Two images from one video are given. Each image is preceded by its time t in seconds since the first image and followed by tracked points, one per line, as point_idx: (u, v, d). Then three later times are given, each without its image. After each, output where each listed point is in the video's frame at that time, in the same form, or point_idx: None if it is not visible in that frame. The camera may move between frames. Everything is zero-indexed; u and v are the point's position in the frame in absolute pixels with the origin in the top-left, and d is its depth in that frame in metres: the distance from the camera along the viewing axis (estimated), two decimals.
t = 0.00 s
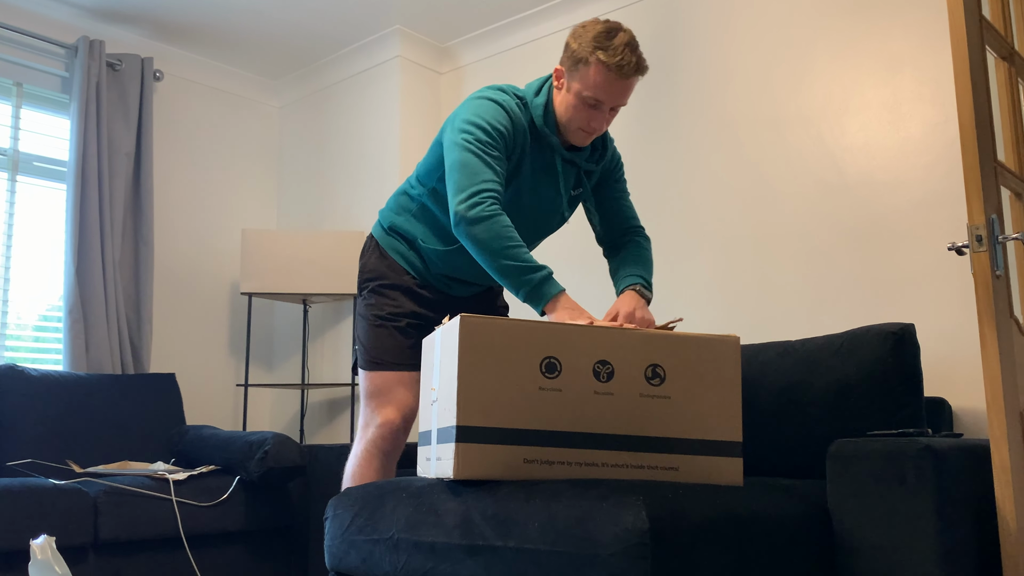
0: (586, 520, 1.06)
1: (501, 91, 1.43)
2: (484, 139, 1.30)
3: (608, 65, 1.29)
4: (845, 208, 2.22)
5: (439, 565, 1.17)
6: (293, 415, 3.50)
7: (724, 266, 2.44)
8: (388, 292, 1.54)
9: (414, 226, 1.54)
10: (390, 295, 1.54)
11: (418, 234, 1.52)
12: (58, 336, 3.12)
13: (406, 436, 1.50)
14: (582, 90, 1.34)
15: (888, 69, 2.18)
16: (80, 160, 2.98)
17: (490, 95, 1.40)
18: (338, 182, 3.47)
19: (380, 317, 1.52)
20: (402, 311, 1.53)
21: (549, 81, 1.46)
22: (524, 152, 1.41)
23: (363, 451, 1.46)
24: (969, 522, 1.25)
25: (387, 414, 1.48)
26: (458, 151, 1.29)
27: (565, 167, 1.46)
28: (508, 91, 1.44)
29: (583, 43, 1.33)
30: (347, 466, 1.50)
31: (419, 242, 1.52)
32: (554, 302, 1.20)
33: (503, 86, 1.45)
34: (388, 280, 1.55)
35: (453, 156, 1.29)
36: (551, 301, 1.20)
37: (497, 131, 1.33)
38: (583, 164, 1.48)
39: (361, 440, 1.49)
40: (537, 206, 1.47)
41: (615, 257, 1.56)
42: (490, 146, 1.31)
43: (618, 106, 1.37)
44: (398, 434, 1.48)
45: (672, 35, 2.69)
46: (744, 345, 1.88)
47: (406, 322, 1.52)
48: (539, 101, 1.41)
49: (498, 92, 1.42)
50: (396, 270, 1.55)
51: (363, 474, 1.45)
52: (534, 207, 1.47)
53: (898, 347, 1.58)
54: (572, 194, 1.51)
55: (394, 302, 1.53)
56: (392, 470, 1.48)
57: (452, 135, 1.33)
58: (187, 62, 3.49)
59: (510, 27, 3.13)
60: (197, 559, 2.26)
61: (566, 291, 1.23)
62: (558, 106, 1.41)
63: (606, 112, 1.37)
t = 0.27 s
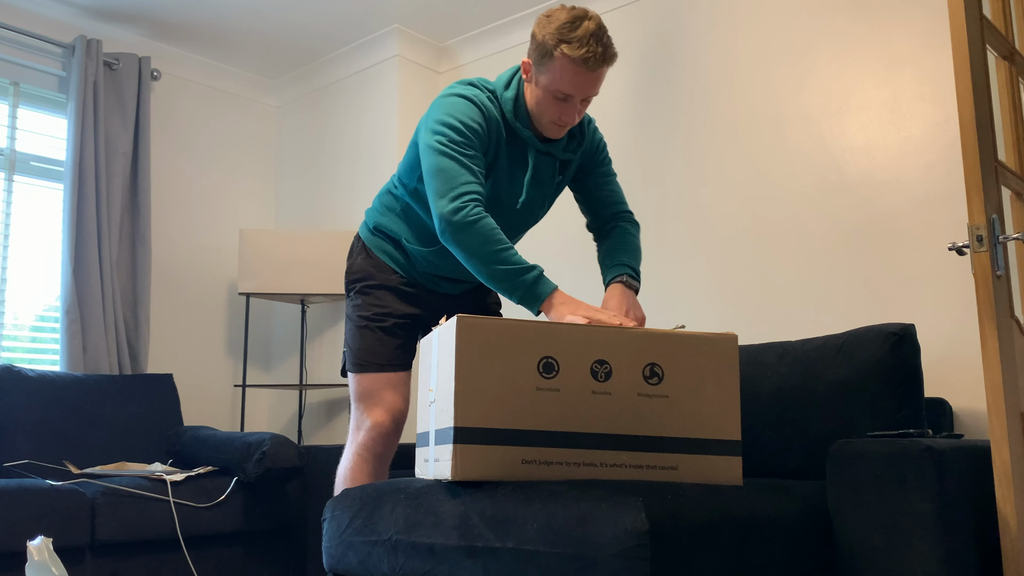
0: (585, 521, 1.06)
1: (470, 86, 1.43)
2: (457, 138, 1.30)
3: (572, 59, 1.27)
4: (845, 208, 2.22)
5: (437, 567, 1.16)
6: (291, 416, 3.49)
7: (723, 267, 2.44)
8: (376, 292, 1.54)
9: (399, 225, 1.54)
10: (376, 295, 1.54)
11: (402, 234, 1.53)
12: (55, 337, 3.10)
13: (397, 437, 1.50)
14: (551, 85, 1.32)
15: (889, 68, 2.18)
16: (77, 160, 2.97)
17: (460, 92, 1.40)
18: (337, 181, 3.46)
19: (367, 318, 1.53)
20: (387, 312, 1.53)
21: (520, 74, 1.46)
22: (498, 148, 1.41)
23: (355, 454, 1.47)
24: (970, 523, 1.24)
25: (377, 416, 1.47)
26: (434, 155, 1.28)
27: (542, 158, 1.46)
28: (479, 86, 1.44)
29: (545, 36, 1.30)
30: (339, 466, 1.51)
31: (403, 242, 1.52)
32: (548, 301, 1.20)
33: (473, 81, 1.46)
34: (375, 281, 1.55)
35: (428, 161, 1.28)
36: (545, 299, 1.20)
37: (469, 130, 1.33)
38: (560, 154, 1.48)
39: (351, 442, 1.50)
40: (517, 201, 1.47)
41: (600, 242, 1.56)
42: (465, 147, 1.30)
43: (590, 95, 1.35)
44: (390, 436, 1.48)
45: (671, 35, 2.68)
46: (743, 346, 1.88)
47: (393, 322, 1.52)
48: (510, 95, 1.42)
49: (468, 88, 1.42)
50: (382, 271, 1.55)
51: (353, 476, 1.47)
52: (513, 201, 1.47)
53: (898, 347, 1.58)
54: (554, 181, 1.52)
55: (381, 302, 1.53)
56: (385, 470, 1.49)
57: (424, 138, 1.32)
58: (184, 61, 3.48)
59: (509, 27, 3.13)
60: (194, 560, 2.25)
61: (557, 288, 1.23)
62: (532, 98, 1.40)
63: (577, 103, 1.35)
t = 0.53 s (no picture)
0: (584, 522, 1.05)
1: (455, 88, 1.42)
2: (449, 142, 1.30)
3: (555, 62, 1.26)
4: (846, 208, 2.21)
5: (436, 568, 1.15)
6: (289, 416, 3.48)
7: (723, 267, 2.43)
8: (369, 290, 1.53)
9: (389, 225, 1.53)
10: (369, 293, 1.53)
11: (395, 234, 1.52)
12: (52, 337, 3.10)
13: (394, 436, 1.49)
14: (534, 87, 1.31)
15: (889, 67, 2.17)
16: (74, 159, 2.96)
17: (445, 94, 1.39)
18: (335, 181, 3.45)
19: (360, 316, 1.52)
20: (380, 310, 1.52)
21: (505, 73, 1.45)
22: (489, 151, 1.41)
23: (351, 454, 1.46)
24: (972, 524, 1.24)
25: (373, 415, 1.46)
26: (428, 162, 1.28)
27: (530, 158, 1.46)
28: (465, 86, 1.43)
29: (528, 38, 1.29)
30: (335, 466, 1.50)
31: (396, 242, 1.53)
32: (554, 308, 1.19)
33: (457, 81, 1.44)
34: (368, 279, 1.54)
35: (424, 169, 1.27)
36: (551, 307, 1.19)
37: (464, 135, 1.32)
38: (549, 153, 1.47)
39: (347, 442, 1.48)
40: (508, 201, 1.48)
41: (585, 246, 1.58)
42: (459, 152, 1.30)
43: (573, 97, 1.34)
44: (385, 435, 1.46)
45: (671, 34, 2.68)
46: (743, 346, 1.87)
47: (387, 319, 1.52)
48: (495, 96, 1.41)
49: (453, 89, 1.41)
50: (374, 270, 1.55)
51: (350, 475, 1.46)
52: (504, 201, 1.47)
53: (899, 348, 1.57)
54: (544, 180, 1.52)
55: (374, 301, 1.53)
56: (382, 470, 1.48)
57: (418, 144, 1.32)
58: (182, 61, 3.47)
59: (508, 26, 3.12)
60: (192, 561, 2.24)
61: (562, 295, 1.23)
62: (515, 100, 1.39)
63: (561, 105, 1.34)
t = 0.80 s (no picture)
0: (583, 523, 1.04)
1: (449, 87, 1.42)
2: (438, 141, 1.30)
3: (546, 65, 1.25)
4: (845, 208, 2.21)
5: (435, 569, 1.14)
6: (287, 417, 3.47)
7: (722, 267, 2.43)
8: (363, 290, 1.53)
9: (382, 226, 1.53)
10: (363, 293, 1.53)
11: (387, 234, 1.52)
12: (49, 338, 3.09)
13: (390, 435, 1.48)
14: (526, 90, 1.30)
15: (889, 66, 2.17)
16: (71, 159, 2.95)
17: (439, 93, 1.39)
18: (333, 181, 3.44)
19: (354, 315, 1.51)
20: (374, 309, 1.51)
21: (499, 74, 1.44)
22: (481, 152, 1.41)
23: (348, 454, 1.45)
24: (974, 525, 1.23)
25: (368, 415, 1.45)
26: (417, 160, 1.28)
27: (523, 159, 1.45)
28: (460, 86, 1.43)
29: (520, 40, 1.28)
30: (332, 466, 1.49)
31: (389, 242, 1.52)
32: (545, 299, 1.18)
33: (451, 81, 1.44)
34: (362, 279, 1.53)
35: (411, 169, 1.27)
36: (543, 297, 1.18)
37: (453, 132, 1.32)
38: (541, 156, 1.46)
39: (343, 442, 1.47)
40: (502, 203, 1.48)
41: (589, 244, 1.56)
42: (448, 149, 1.30)
43: (566, 99, 1.33)
44: (382, 435, 1.45)
45: (670, 33, 2.67)
46: (743, 347, 1.87)
47: (382, 318, 1.51)
48: (488, 97, 1.40)
49: (446, 89, 1.41)
50: (368, 269, 1.54)
51: (347, 475, 1.45)
52: (497, 202, 1.47)
53: (899, 348, 1.56)
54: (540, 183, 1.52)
55: (368, 299, 1.52)
56: (380, 469, 1.47)
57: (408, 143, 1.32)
58: (180, 60, 3.46)
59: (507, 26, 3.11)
60: (190, 563, 2.23)
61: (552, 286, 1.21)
62: (508, 102, 1.38)
63: (553, 107, 1.34)
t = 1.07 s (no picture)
0: (583, 524, 1.04)
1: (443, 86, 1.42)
2: (427, 137, 1.29)
3: (538, 72, 1.24)
4: (845, 208, 2.20)
5: (433, 571, 1.13)
6: (285, 418, 3.46)
7: (722, 267, 2.42)
8: (360, 290, 1.53)
9: (378, 226, 1.52)
10: (362, 293, 1.52)
11: (382, 235, 1.51)
12: (46, 338, 3.07)
13: (389, 436, 1.47)
14: (518, 95, 1.30)
15: (890, 65, 2.16)
16: (69, 159, 2.94)
17: (432, 91, 1.39)
18: (332, 180, 3.43)
19: (351, 316, 1.50)
20: (371, 309, 1.51)
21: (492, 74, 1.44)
22: (472, 152, 1.41)
23: (346, 455, 1.44)
24: (974, 527, 1.23)
25: (366, 416, 1.44)
26: (402, 155, 1.27)
27: (515, 161, 1.44)
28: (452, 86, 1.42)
29: (513, 45, 1.27)
30: (330, 467, 1.48)
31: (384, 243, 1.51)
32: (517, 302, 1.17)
33: (446, 80, 1.44)
34: (360, 279, 1.53)
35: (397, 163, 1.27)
36: (515, 300, 1.17)
37: (443, 129, 1.32)
38: (535, 157, 1.46)
39: (342, 443, 1.46)
40: (496, 204, 1.48)
41: (582, 248, 1.55)
42: (437, 146, 1.30)
43: (559, 106, 1.33)
44: (379, 435, 1.44)
45: (669, 33, 2.67)
46: (742, 348, 1.86)
47: (380, 318, 1.51)
48: (480, 97, 1.39)
49: (439, 88, 1.40)
50: (366, 270, 1.54)
51: (345, 475, 1.44)
52: (491, 203, 1.47)
53: (900, 348, 1.55)
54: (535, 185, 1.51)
55: (366, 300, 1.52)
56: (377, 470, 1.47)
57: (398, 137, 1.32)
58: (178, 59, 3.45)
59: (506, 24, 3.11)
60: (187, 564, 2.22)
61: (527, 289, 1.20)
62: (501, 105, 1.38)
63: (545, 113, 1.33)
